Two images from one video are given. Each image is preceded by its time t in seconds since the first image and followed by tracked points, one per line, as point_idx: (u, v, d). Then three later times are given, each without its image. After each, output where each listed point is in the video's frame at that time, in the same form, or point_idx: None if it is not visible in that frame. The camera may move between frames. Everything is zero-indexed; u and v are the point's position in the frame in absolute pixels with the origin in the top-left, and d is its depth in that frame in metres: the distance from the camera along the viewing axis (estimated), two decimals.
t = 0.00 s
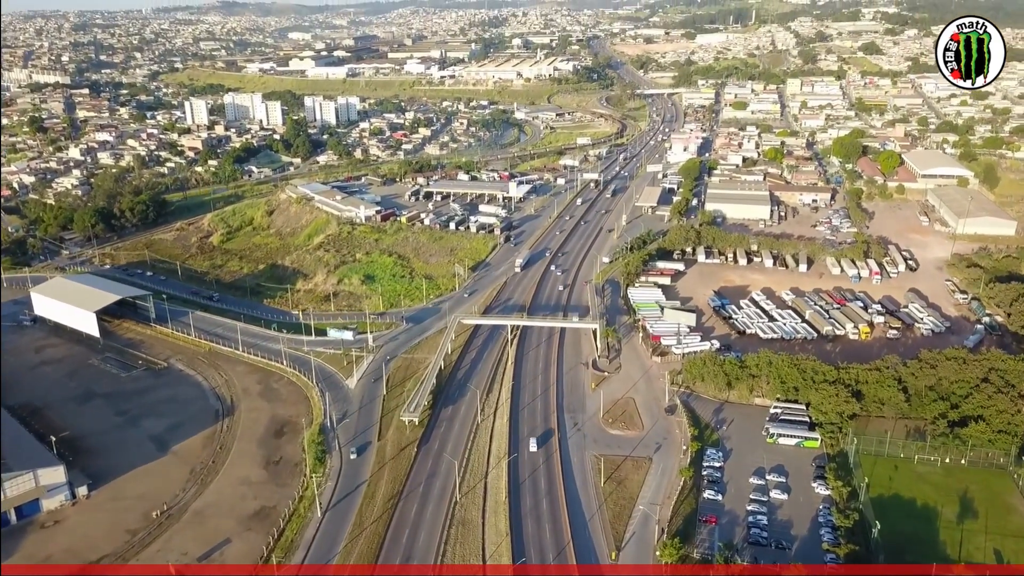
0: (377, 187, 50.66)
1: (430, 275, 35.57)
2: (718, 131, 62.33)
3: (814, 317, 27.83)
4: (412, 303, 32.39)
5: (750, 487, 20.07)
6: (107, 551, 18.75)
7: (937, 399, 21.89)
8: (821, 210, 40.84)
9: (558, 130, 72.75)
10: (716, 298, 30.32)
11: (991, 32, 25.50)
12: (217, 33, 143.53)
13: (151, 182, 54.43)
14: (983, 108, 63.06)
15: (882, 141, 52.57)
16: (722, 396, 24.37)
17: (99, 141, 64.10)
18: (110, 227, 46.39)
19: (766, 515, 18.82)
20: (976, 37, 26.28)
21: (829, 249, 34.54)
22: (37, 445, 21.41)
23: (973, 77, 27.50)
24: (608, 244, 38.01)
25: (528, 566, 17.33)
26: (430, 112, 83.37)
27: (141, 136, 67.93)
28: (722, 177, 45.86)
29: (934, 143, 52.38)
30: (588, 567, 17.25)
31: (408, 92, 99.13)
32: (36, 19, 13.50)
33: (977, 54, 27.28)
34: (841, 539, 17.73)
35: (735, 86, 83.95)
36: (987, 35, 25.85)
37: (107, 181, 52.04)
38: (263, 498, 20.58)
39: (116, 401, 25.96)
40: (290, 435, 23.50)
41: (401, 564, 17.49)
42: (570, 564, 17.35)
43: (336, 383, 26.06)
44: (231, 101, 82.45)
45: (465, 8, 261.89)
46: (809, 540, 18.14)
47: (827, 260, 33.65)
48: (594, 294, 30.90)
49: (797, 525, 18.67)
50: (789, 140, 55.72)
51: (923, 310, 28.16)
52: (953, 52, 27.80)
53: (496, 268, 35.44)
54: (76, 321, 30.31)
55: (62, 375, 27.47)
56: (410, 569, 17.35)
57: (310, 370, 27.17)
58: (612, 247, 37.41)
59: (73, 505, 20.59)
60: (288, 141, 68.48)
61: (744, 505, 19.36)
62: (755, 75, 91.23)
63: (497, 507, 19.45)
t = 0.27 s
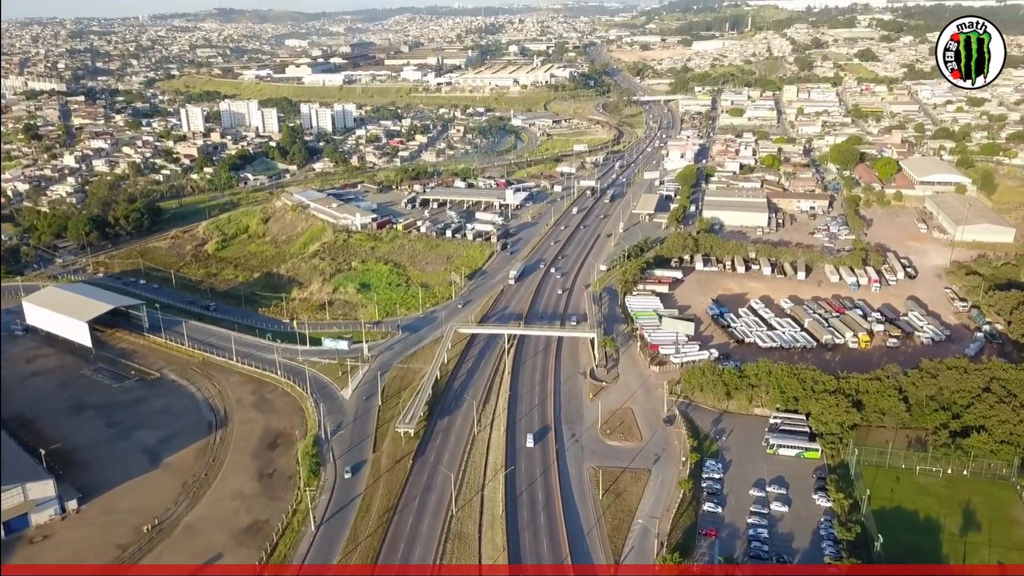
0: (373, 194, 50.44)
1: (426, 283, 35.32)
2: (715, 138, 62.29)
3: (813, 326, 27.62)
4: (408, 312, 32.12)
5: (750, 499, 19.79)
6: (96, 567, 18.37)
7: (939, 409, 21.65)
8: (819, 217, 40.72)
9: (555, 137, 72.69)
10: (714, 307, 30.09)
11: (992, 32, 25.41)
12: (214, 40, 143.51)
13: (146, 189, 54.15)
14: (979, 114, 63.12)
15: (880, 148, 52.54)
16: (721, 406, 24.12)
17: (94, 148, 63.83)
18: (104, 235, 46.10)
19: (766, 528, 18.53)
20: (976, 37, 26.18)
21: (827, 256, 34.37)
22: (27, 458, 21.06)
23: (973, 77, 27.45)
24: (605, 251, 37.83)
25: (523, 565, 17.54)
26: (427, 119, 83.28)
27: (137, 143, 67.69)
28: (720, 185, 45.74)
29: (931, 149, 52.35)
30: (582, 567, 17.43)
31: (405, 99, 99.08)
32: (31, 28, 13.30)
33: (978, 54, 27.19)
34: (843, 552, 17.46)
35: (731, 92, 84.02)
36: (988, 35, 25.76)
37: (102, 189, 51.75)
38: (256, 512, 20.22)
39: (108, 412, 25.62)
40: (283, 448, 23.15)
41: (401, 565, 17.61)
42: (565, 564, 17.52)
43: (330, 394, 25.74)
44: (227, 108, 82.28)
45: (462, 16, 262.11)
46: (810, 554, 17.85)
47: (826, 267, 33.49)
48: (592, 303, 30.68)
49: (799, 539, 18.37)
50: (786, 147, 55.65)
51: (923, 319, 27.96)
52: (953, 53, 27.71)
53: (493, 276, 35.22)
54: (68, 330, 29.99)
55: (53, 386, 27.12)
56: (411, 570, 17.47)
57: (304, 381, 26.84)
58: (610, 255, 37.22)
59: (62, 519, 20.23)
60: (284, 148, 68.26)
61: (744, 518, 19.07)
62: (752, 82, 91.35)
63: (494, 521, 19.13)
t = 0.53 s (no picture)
0: (369, 202, 50.22)
1: (422, 291, 35.08)
2: (712, 144, 62.24)
3: (812, 334, 27.41)
4: (404, 320, 31.84)
5: (750, 511, 19.52)
6: None
7: (940, 420, 21.41)
8: (816, 224, 40.60)
9: (551, 144, 72.63)
10: (713, 315, 29.87)
11: (993, 32, 25.29)
12: (210, 46, 143.42)
13: (140, 197, 53.86)
14: (976, 120, 63.24)
15: (877, 154, 52.51)
16: (720, 416, 23.87)
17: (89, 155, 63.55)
18: (98, 243, 45.78)
19: (766, 540, 18.25)
20: (976, 37, 26.06)
21: (826, 264, 34.20)
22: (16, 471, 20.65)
23: (973, 77, 27.23)
24: (602, 259, 37.62)
25: (518, 566, 17.63)
26: (423, 126, 83.20)
27: (132, 150, 67.44)
28: (717, 191, 45.62)
29: (928, 156, 52.34)
30: (577, 567, 17.59)
31: (402, 106, 99.01)
32: (26, 36, 13.10)
33: (978, 54, 27.11)
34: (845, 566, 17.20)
35: (727, 99, 84.11)
36: (988, 36, 25.63)
37: (96, 196, 51.43)
38: (249, 526, 19.88)
39: (100, 424, 25.27)
40: (277, 459, 22.83)
41: (401, 565, 17.75)
42: (561, 564, 17.66)
43: (325, 404, 25.43)
44: (223, 114, 82.11)
45: (458, 22, 262.40)
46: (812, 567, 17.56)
47: (825, 275, 33.31)
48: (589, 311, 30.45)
49: (800, 552, 18.08)
50: (783, 153, 55.62)
51: (923, 327, 27.76)
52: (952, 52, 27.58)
53: (489, 284, 34.99)
54: (59, 340, 29.63)
55: (44, 397, 26.76)
56: (411, 570, 17.60)
57: (298, 391, 26.52)
58: (607, 263, 37.00)
59: (51, 534, 19.82)
60: (280, 155, 68.03)
61: (744, 531, 18.78)
62: (748, 89, 91.50)
63: (491, 534, 18.81)
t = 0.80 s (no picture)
0: (366, 209, 50.01)
1: (419, 299, 34.84)
2: (709, 151, 62.19)
3: (812, 343, 27.20)
4: (400, 329, 31.55)
5: (751, 524, 19.21)
6: None
7: (942, 430, 21.16)
8: (815, 231, 40.48)
9: (549, 150, 72.57)
10: (711, 323, 29.65)
11: (993, 32, 25.20)
12: (208, 53, 143.43)
13: (136, 204, 53.59)
14: (972, 127, 63.33)
15: (874, 161, 52.49)
16: (720, 427, 23.61)
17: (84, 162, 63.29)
18: (93, 250, 45.46)
19: (768, 553, 17.95)
20: (976, 36, 25.96)
21: (825, 271, 34.04)
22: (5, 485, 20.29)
23: (972, 77, 27.12)
24: (599, 266, 37.44)
25: (514, 566, 17.79)
26: (420, 133, 83.07)
27: (128, 157, 67.20)
28: (715, 198, 45.49)
29: (925, 162, 52.35)
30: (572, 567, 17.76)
31: (399, 113, 98.98)
32: (20, 43, 12.89)
33: (978, 54, 27.00)
34: None
35: (724, 105, 84.18)
36: (988, 36, 25.54)
37: (91, 203, 51.13)
38: (242, 540, 19.49)
39: (92, 435, 24.91)
40: (271, 471, 22.50)
41: (401, 564, 17.90)
42: (557, 565, 17.78)
43: (320, 415, 25.12)
44: (219, 121, 81.93)
45: (455, 30, 262.44)
46: None
47: (823, 282, 33.12)
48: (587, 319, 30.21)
49: (802, 565, 17.78)
50: (781, 160, 55.57)
51: (923, 335, 27.57)
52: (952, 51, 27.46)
53: (486, 292, 34.77)
54: (51, 350, 29.28)
55: (35, 407, 26.40)
56: (410, 569, 17.75)
57: (293, 402, 26.20)
58: (605, 270, 36.81)
59: (41, 548, 19.45)
60: (277, 162, 67.84)
61: (746, 543, 18.48)
62: (745, 95, 91.63)
63: (488, 549, 18.49)
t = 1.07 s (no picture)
0: (363, 216, 49.79)
1: (416, 308, 34.58)
2: (707, 157, 62.10)
3: (812, 351, 26.98)
4: (397, 338, 31.28)
5: (753, 537, 18.91)
6: None
7: (945, 440, 20.92)
8: (813, 238, 40.32)
9: (547, 157, 72.45)
10: (711, 331, 29.43)
11: (992, 32, 25.04)
12: (205, 59, 143.41)
13: (132, 211, 53.32)
14: (970, 133, 63.33)
15: (873, 168, 52.39)
16: (720, 437, 23.34)
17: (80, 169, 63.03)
18: (88, 258, 45.16)
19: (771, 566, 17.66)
20: (976, 37, 25.80)
21: (824, 279, 33.85)
22: None
23: (972, 77, 26.91)
24: (598, 274, 37.23)
25: (511, 565, 17.93)
26: (418, 140, 82.92)
27: (124, 164, 66.95)
28: (713, 205, 45.33)
29: (923, 169, 52.28)
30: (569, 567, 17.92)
31: (396, 120, 98.89)
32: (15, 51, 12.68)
33: (979, 54, 26.79)
34: None
35: (722, 112, 84.20)
36: (988, 36, 25.38)
37: (86, 210, 50.85)
38: (235, 554, 19.12)
39: (84, 447, 24.55)
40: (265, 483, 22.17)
41: (401, 565, 18.08)
42: (553, 564, 17.94)
43: (316, 426, 24.81)
44: (216, 128, 81.76)
45: (453, 37, 263.39)
46: None
47: (823, 290, 32.94)
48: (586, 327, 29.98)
49: None
50: (779, 167, 55.47)
51: (924, 344, 27.36)
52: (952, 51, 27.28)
53: (484, 300, 34.53)
54: (43, 359, 28.87)
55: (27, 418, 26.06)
56: (411, 569, 17.93)
57: (288, 412, 25.90)
58: (603, 278, 36.60)
59: (31, 563, 19.07)
60: (274, 169, 67.61)
61: (747, 556, 18.17)
62: (742, 102, 91.68)
63: (486, 562, 18.17)
